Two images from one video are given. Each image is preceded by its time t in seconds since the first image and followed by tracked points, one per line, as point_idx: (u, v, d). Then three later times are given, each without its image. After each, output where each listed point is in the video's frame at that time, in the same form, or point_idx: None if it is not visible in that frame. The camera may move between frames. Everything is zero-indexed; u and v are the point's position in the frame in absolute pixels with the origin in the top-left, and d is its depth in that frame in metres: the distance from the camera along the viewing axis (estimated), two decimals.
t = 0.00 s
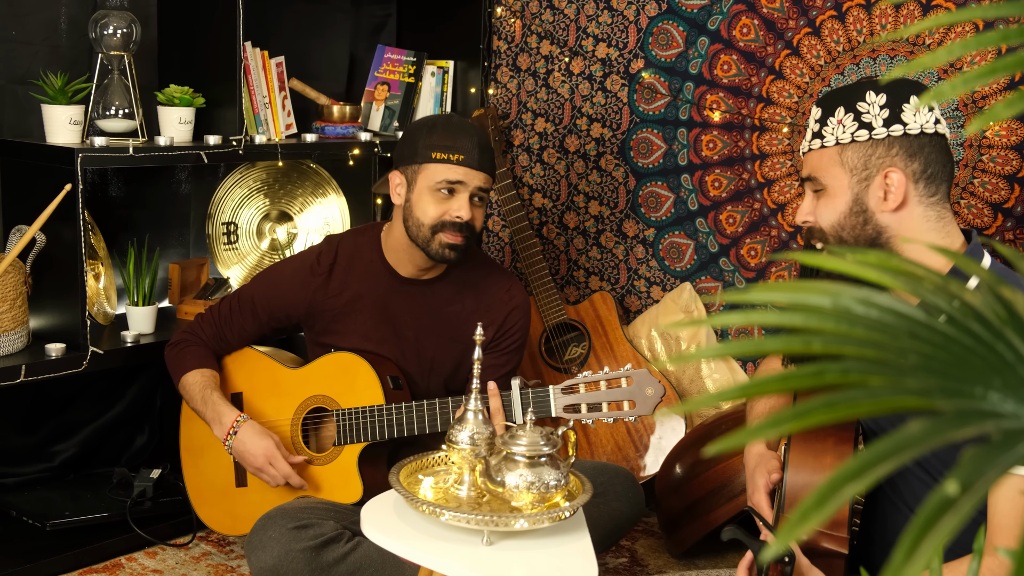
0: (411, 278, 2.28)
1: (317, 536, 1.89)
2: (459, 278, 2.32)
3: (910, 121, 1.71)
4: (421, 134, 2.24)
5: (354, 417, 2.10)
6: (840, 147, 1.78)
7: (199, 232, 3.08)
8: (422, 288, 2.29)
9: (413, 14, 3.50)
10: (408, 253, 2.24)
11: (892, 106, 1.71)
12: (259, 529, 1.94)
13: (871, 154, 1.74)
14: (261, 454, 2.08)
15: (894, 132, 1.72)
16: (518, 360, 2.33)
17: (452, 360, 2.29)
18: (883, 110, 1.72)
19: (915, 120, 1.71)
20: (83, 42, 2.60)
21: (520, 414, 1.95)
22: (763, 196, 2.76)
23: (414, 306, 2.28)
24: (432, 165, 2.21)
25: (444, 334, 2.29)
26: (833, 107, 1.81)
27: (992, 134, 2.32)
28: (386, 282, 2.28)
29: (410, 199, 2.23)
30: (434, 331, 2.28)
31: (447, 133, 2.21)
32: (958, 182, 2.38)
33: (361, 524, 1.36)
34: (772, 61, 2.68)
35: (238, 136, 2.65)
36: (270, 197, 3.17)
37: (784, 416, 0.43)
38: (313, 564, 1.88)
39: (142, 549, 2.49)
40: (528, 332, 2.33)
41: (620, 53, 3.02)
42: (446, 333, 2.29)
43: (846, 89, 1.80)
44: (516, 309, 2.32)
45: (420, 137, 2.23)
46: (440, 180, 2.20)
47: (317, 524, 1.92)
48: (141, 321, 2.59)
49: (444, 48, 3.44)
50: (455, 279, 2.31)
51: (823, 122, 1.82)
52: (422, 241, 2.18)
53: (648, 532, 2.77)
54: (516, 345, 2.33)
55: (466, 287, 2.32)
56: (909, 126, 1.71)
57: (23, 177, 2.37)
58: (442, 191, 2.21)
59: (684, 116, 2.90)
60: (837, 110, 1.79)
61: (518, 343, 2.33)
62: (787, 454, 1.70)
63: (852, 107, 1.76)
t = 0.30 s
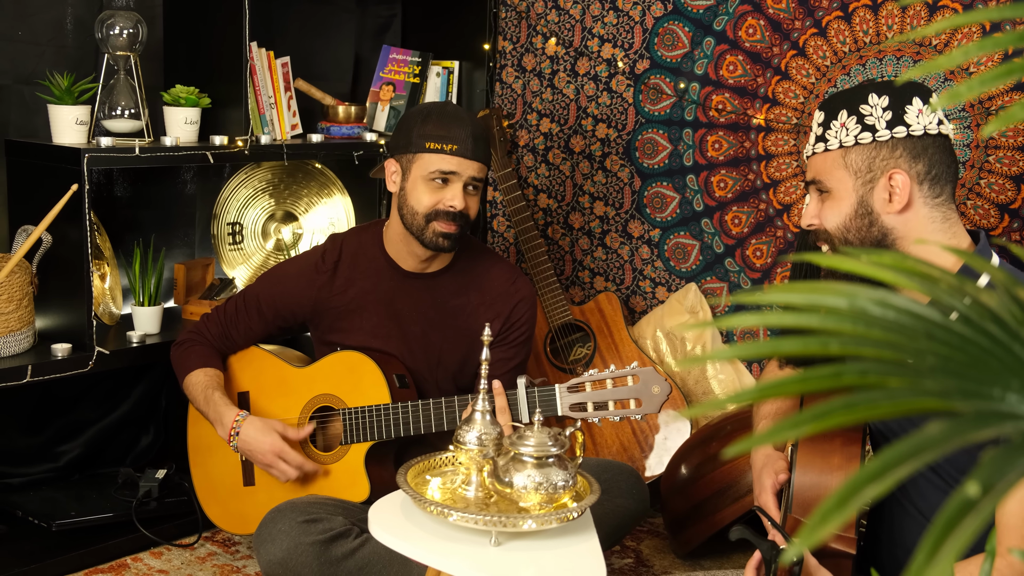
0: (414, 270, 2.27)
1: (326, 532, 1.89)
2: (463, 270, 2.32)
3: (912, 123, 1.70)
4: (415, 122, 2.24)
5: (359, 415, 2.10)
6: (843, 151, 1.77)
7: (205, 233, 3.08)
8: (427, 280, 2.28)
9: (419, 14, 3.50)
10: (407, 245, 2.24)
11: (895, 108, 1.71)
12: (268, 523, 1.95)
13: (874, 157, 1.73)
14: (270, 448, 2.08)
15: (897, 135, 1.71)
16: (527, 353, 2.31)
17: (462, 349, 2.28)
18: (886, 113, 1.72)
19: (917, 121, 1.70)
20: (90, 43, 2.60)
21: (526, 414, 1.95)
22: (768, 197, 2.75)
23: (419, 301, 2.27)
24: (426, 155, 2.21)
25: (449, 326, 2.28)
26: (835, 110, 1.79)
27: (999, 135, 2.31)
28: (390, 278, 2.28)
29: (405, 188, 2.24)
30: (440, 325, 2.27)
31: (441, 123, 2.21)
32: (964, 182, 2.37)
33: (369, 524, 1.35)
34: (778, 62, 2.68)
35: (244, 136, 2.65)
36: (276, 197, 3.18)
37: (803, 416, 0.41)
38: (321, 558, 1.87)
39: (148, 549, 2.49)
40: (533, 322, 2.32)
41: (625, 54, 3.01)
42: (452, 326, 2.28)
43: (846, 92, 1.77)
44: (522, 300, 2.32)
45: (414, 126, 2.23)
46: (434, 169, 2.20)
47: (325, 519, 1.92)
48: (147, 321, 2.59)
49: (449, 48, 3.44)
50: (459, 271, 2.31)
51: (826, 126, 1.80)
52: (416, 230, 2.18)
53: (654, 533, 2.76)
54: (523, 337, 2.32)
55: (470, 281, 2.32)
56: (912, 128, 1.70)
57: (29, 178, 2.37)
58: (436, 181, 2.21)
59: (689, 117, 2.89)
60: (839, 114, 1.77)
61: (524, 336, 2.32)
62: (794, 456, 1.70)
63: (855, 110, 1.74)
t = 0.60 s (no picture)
0: (412, 273, 2.27)
1: (330, 534, 1.89)
2: (463, 271, 2.31)
3: (917, 124, 1.69)
4: (415, 125, 2.23)
5: (361, 416, 2.10)
6: (848, 151, 1.77)
7: (207, 233, 3.08)
8: (426, 283, 2.28)
9: (421, 14, 3.49)
10: (406, 247, 2.24)
11: (898, 109, 1.70)
12: (271, 527, 1.94)
13: (878, 157, 1.73)
14: (274, 436, 2.07)
15: (901, 136, 1.70)
16: (526, 353, 2.32)
17: (462, 352, 2.28)
18: (890, 113, 1.71)
19: (921, 123, 1.69)
20: (92, 43, 2.60)
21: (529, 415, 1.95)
22: (771, 197, 2.75)
23: (421, 301, 2.27)
24: (426, 159, 2.20)
25: (451, 329, 2.28)
26: (839, 111, 1.78)
27: (1002, 134, 2.31)
28: (389, 281, 2.27)
29: (404, 191, 2.24)
30: (441, 326, 2.27)
31: (441, 126, 2.20)
32: (967, 183, 2.37)
33: (374, 525, 1.35)
34: (781, 62, 2.67)
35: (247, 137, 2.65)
36: (278, 197, 3.18)
37: (818, 416, 0.39)
38: (325, 562, 1.86)
39: (151, 550, 2.49)
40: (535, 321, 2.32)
41: (628, 54, 3.01)
42: (454, 329, 2.28)
43: (852, 92, 1.77)
44: (522, 301, 2.31)
45: (414, 129, 2.23)
46: (433, 173, 2.19)
47: (329, 522, 1.92)
48: (150, 322, 2.59)
49: (451, 48, 3.43)
50: (459, 272, 2.31)
51: (830, 125, 1.80)
52: (415, 234, 2.18)
53: (657, 533, 2.75)
54: (524, 338, 2.32)
55: (470, 280, 2.31)
56: (916, 129, 1.69)
57: (32, 179, 2.37)
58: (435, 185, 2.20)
59: (692, 117, 2.89)
60: (844, 114, 1.77)
61: (525, 336, 2.32)
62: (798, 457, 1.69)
63: (859, 110, 1.74)
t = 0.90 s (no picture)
0: (416, 278, 2.27)
1: (331, 537, 1.88)
2: (463, 277, 2.30)
3: (919, 125, 1.69)
4: (414, 132, 2.23)
5: (361, 416, 2.09)
6: (850, 151, 1.76)
7: (208, 234, 3.07)
8: (426, 288, 2.27)
9: (421, 15, 3.49)
10: (410, 253, 2.24)
11: (901, 110, 1.70)
12: (271, 530, 1.94)
13: (881, 158, 1.72)
14: (270, 461, 2.08)
15: (903, 136, 1.69)
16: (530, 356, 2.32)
17: (464, 356, 2.28)
18: (892, 114, 1.70)
19: (924, 124, 1.69)
20: (94, 44, 2.60)
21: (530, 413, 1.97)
22: (773, 198, 2.75)
23: (423, 306, 2.26)
24: (427, 166, 2.20)
25: (455, 335, 2.27)
26: (842, 111, 1.78)
27: (1004, 134, 2.31)
28: (391, 284, 2.27)
29: (406, 201, 2.23)
30: (444, 331, 2.27)
31: (440, 133, 2.19)
32: (969, 183, 2.36)
33: (378, 526, 1.35)
34: (782, 62, 2.67)
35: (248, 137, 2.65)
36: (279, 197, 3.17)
37: (833, 417, 0.38)
38: (327, 564, 1.86)
39: (152, 551, 2.48)
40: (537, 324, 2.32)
41: (629, 54, 3.01)
42: (457, 332, 2.28)
43: (855, 93, 1.77)
44: (525, 303, 2.32)
45: (414, 136, 2.22)
46: (434, 181, 2.19)
47: (330, 524, 1.91)
48: (151, 323, 2.59)
49: (451, 49, 3.43)
50: (459, 279, 2.30)
51: (833, 126, 1.79)
52: (418, 242, 2.18)
53: (659, 533, 2.75)
54: (528, 338, 2.32)
55: (472, 285, 2.31)
56: (918, 129, 1.69)
57: (33, 179, 2.37)
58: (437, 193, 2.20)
59: (693, 118, 2.89)
60: (847, 114, 1.77)
61: (529, 337, 2.32)
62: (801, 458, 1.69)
63: (862, 111, 1.73)
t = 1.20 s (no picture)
0: (423, 274, 2.26)
1: (330, 544, 1.88)
2: (471, 275, 2.31)
3: (925, 128, 1.70)
4: (440, 131, 2.22)
5: (361, 420, 2.09)
6: (854, 151, 1.76)
7: (208, 234, 3.07)
8: (434, 284, 2.27)
9: (421, 14, 3.49)
10: (421, 251, 2.24)
11: (908, 110, 1.70)
12: (271, 537, 1.93)
13: (884, 158, 1.72)
14: (271, 465, 2.06)
15: (908, 138, 1.70)
16: (530, 358, 2.32)
17: (464, 357, 2.28)
18: (899, 115, 1.71)
19: (930, 126, 1.69)
20: (94, 44, 2.60)
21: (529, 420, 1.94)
22: (773, 198, 2.75)
23: (426, 304, 2.26)
24: (452, 165, 2.19)
25: (456, 332, 2.27)
26: (849, 109, 1.78)
27: (1004, 135, 2.31)
28: (394, 280, 2.27)
29: (428, 196, 2.22)
30: (445, 329, 2.26)
31: (467, 132, 2.20)
32: (970, 183, 2.37)
33: (381, 527, 1.35)
34: (783, 63, 2.67)
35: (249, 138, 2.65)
36: (279, 198, 3.17)
37: (846, 418, 0.38)
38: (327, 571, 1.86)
39: (152, 552, 2.48)
40: (539, 325, 2.31)
41: (630, 55, 3.01)
42: (458, 331, 2.28)
43: (862, 92, 1.77)
44: (527, 306, 2.31)
45: (440, 134, 2.21)
46: (460, 180, 2.18)
47: (329, 530, 1.91)
48: (151, 323, 2.59)
49: (451, 49, 3.43)
50: (467, 277, 2.30)
51: (839, 123, 1.79)
52: (437, 240, 2.18)
53: (659, 534, 2.75)
54: (528, 342, 2.31)
55: (477, 286, 2.31)
56: (924, 132, 1.69)
57: (33, 180, 2.37)
58: (461, 192, 2.19)
59: (693, 118, 2.89)
60: (853, 113, 1.76)
61: (529, 340, 2.31)
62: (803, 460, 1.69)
63: (869, 110, 1.73)
